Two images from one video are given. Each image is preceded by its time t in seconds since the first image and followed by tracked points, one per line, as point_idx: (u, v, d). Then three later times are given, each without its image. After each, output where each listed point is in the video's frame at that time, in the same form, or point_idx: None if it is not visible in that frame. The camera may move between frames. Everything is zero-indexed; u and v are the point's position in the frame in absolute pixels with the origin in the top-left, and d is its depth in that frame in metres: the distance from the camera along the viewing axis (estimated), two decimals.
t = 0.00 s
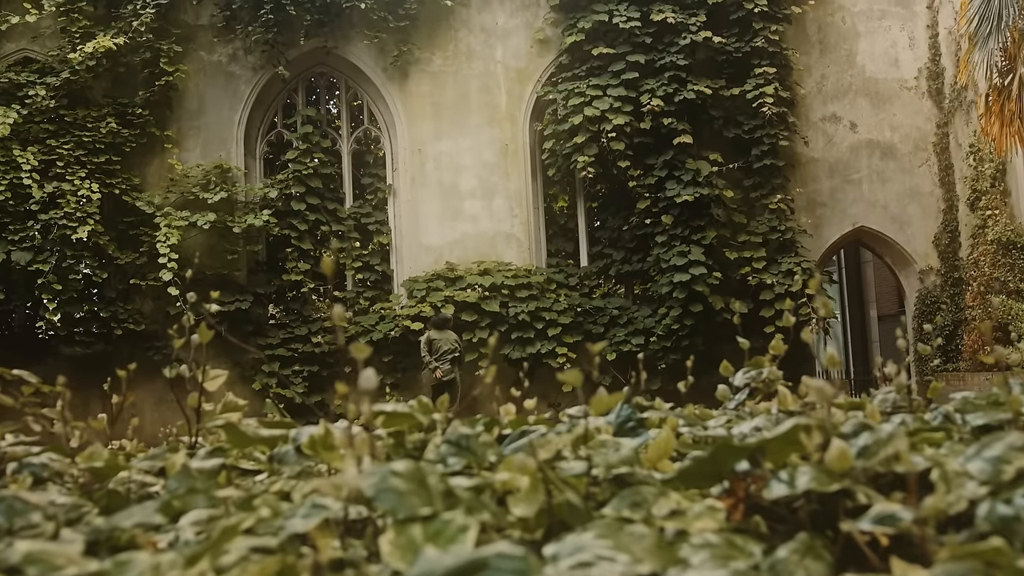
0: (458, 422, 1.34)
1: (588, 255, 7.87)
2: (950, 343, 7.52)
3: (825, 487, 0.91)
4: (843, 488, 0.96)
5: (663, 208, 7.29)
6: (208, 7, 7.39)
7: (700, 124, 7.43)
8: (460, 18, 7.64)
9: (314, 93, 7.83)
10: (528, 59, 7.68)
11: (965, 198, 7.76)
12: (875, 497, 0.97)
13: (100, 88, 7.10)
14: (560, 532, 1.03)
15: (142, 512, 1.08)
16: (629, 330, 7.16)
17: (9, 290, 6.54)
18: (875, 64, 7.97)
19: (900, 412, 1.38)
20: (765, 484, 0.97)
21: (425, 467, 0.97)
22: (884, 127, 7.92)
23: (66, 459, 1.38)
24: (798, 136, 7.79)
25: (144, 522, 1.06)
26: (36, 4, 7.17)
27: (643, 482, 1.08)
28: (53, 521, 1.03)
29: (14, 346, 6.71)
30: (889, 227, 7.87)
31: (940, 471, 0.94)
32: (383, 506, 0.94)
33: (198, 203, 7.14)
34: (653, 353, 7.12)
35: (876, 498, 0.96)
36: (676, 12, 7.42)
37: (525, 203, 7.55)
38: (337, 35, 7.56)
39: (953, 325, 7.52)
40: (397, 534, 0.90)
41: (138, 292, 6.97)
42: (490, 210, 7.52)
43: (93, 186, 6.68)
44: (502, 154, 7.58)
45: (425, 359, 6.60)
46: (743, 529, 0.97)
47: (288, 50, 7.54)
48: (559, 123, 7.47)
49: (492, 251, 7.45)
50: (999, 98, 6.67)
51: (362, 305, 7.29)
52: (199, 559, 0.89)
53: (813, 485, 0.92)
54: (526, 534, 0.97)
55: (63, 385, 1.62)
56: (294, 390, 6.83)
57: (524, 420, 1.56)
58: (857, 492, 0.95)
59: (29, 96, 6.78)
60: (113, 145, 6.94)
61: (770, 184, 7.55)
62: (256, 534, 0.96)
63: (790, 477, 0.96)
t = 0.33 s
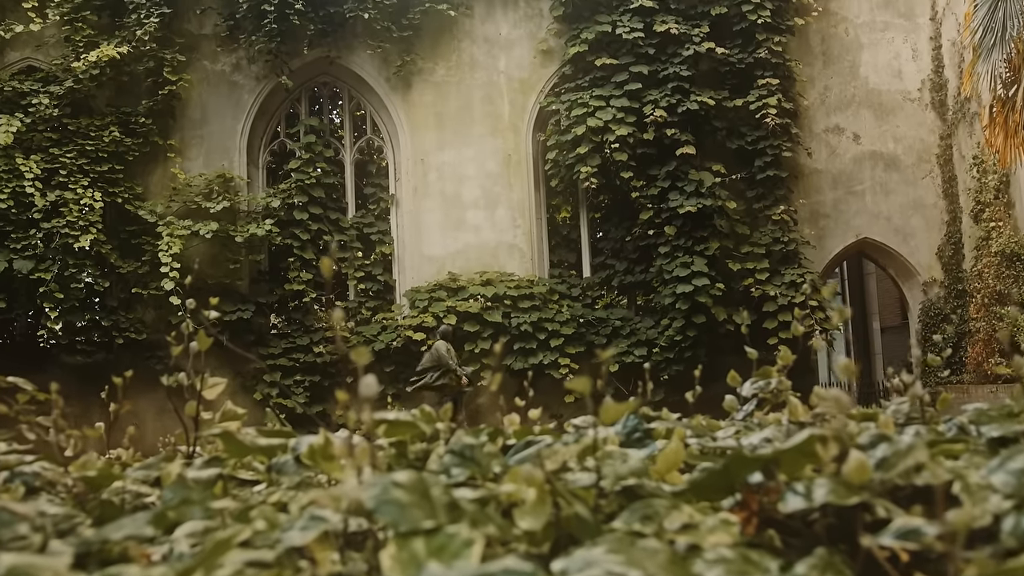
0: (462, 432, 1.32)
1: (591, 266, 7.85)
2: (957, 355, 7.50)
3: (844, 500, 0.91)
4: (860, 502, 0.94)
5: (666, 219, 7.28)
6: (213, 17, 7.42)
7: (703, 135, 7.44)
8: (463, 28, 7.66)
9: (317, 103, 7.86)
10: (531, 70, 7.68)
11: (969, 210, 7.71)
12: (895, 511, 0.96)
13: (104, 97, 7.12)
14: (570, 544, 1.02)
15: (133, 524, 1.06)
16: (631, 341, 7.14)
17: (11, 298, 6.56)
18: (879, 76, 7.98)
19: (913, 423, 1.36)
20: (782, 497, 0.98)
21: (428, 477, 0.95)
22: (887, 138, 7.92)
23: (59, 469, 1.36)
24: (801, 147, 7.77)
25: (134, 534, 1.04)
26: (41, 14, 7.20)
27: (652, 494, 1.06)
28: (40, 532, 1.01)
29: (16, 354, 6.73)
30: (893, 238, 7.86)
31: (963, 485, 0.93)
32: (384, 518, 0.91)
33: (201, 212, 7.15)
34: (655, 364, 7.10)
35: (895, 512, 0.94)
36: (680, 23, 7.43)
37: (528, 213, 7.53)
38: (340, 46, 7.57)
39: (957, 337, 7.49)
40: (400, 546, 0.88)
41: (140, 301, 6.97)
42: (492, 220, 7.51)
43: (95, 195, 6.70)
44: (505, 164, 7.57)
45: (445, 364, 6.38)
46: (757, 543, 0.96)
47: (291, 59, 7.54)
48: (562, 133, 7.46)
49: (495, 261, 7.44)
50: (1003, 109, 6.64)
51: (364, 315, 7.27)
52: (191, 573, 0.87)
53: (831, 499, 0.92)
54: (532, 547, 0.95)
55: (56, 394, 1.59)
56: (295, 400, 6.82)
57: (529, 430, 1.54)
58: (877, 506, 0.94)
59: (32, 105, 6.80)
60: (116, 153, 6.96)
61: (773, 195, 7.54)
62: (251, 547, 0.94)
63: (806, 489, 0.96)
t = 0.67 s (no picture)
0: (467, 447, 1.29)
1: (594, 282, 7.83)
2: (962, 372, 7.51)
3: (866, 519, 0.91)
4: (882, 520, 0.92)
5: (670, 234, 7.27)
6: (217, 33, 7.47)
7: (707, 150, 7.44)
8: (467, 44, 7.68)
9: (321, 118, 7.87)
10: (535, 85, 7.69)
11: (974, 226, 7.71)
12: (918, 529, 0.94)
13: (108, 111, 7.16)
14: (581, 558, 1.01)
15: (125, 541, 1.04)
16: (635, 357, 7.13)
17: (14, 312, 6.61)
18: (882, 91, 8.00)
19: (930, 439, 1.34)
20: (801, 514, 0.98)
21: (433, 493, 0.93)
22: (891, 154, 7.93)
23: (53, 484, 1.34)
24: (805, 163, 7.75)
25: (125, 552, 1.01)
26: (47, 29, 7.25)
27: (664, 511, 1.04)
28: (29, 550, 0.98)
29: (19, 367, 6.76)
30: (898, 254, 7.85)
31: (990, 503, 0.91)
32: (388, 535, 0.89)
33: (204, 227, 7.17)
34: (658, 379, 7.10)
35: (919, 530, 0.92)
36: (684, 39, 7.44)
37: (532, 229, 7.52)
38: (345, 61, 7.58)
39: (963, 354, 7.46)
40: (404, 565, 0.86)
41: (143, 316, 6.98)
42: (496, 235, 7.50)
43: (99, 209, 6.74)
44: (509, 180, 7.57)
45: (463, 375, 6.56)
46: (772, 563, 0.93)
47: (296, 74, 7.57)
48: (566, 148, 7.46)
49: (498, 277, 7.43)
50: (1009, 124, 6.53)
51: (367, 331, 7.26)
52: None
53: (853, 517, 0.91)
54: (541, 567, 0.93)
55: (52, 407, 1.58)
56: (298, 416, 6.83)
57: (536, 445, 1.51)
58: (899, 524, 0.93)
59: (37, 119, 6.82)
60: (120, 168, 7.01)
61: (777, 211, 7.54)
62: (249, 566, 0.92)
63: (827, 507, 0.96)
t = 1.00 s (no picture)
0: (473, 471, 1.26)
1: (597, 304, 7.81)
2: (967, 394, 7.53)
3: (894, 546, 0.90)
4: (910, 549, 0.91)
5: (673, 256, 7.28)
6: (221, 56, 7.52)
7: (709, 172, 7.46)
8: (470, 67, 7.70)
9: (324, 141, 7.91)
10: (537, 108, 7.70)
11: (977, 247, 7.65)
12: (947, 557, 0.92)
13: (111, 134, 7.25)
14: None
15: (115, 570, 1.02)
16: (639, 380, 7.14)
17: (15, 336, 6.68)
18: (884, 113, 7.98)
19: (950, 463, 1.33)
20: (824, 540, 0.97)
21: (440, 521, 0.90)
22: (894, 175, 7.91)
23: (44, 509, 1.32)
24: (807, 185, 7.77)
25: None
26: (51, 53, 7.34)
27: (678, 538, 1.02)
28: None
29: (21, 391, 6.85)
30: (901, 275, 7.82)
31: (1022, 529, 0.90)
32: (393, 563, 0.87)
33: (207, 250, 7.19)
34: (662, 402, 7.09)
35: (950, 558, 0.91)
36: (686, 61, 7.47)
37: (534, 251, 7.51)
38: (347, 84, 7.60)
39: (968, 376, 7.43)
40: None
41: (145, 340, 7.03)
42: (498, 258, 7.49)
43: (102, 233, 6.82)
44: (511, 203, 7.57)
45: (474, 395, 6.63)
46: None
47: (299, 98, 7.62)
48: (568, 171, 7.48)
49: (501, 299, 7.42)
50: (1011, 144, 6.65)
51: (369, 354, 7.24)
52: None
53: (881, 543, 0.90)
54: None
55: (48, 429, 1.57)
56: (299, 440, 6.83)
57: (543, 468, 1.48)
58: (928, 550, 0.92)
59: (41, 143, 6.94)
60: (123, 192, 7.08)
61: (780, 233, 7.55)
62: None
63: (853, 533, 0.95)
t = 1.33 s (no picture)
0: (481, 511, 1.24)
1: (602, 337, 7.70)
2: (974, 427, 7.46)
3: None
4: None
5: (677, 287, 7.29)
6: (225, 90, 7.58)
7: (712, 204, 7.49)
8: (473, 99, 7.73)
9: (327, 174, 7.87)
10: (540, 140, 7.72)
11: (982, 277, 7.62)
12: None
13: (116, 168, 7.35)
14: None
15: None
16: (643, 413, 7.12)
17: (18, 370, 6.76)
18: (887, 143, 8.00)
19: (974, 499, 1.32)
20: None
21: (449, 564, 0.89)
22: (897, 206, 7.91)
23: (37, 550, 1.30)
24: (810, 216, 7.78)
25: None
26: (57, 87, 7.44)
27: None
28: None
29: (24, 426, 6.93)
30: (906, 305, 7.80)
31: None
32: None
33: (211, 282, 7.19)
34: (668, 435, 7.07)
35: None
36: (688, 93, 7.52)
37: (538, 284, 7.51)
38: (351, 117, 7.62)
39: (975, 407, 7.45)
40: None
41: (147, 373, 7.04)
42: (502, 290, 7.48)
43: (106, 266, 6.90)
44: (514, 235, 7.57)
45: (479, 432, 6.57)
46: None
47: (303, 131, 7.61)
48: (571, 203, 7.51)
49: (504, 332, 7.41)
50: (1016, 172, 6.72)
51: (372, 387, 7.22)
52: None
53: None
54: None
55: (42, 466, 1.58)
56: (302, 475, 6.82)
57: (552, 505, 1.46)
58: None
59: (45, 176, 7.06)
60: (127, 225, 7.15)
61: (784, 263, 7.55)
62: None
63: None
